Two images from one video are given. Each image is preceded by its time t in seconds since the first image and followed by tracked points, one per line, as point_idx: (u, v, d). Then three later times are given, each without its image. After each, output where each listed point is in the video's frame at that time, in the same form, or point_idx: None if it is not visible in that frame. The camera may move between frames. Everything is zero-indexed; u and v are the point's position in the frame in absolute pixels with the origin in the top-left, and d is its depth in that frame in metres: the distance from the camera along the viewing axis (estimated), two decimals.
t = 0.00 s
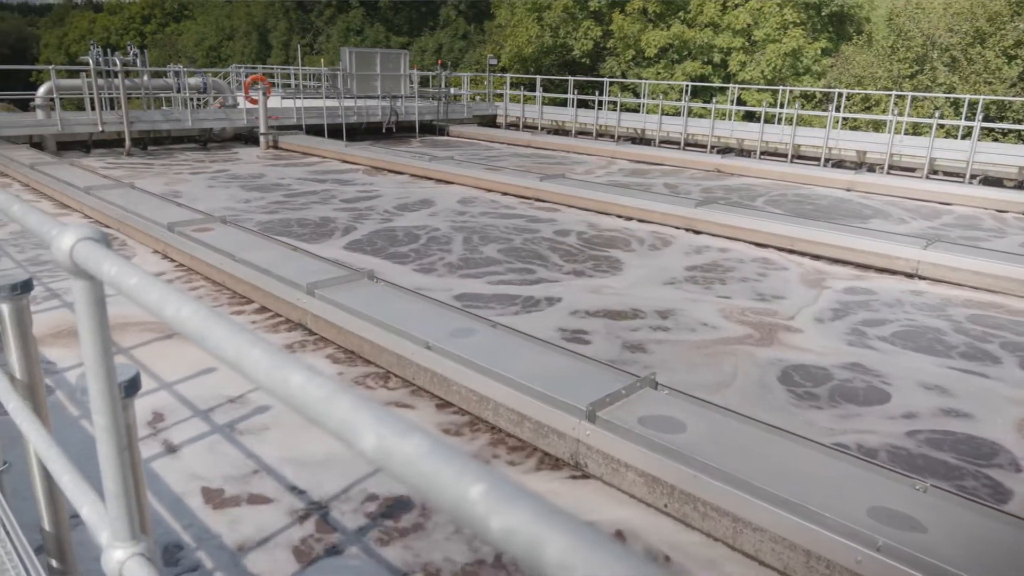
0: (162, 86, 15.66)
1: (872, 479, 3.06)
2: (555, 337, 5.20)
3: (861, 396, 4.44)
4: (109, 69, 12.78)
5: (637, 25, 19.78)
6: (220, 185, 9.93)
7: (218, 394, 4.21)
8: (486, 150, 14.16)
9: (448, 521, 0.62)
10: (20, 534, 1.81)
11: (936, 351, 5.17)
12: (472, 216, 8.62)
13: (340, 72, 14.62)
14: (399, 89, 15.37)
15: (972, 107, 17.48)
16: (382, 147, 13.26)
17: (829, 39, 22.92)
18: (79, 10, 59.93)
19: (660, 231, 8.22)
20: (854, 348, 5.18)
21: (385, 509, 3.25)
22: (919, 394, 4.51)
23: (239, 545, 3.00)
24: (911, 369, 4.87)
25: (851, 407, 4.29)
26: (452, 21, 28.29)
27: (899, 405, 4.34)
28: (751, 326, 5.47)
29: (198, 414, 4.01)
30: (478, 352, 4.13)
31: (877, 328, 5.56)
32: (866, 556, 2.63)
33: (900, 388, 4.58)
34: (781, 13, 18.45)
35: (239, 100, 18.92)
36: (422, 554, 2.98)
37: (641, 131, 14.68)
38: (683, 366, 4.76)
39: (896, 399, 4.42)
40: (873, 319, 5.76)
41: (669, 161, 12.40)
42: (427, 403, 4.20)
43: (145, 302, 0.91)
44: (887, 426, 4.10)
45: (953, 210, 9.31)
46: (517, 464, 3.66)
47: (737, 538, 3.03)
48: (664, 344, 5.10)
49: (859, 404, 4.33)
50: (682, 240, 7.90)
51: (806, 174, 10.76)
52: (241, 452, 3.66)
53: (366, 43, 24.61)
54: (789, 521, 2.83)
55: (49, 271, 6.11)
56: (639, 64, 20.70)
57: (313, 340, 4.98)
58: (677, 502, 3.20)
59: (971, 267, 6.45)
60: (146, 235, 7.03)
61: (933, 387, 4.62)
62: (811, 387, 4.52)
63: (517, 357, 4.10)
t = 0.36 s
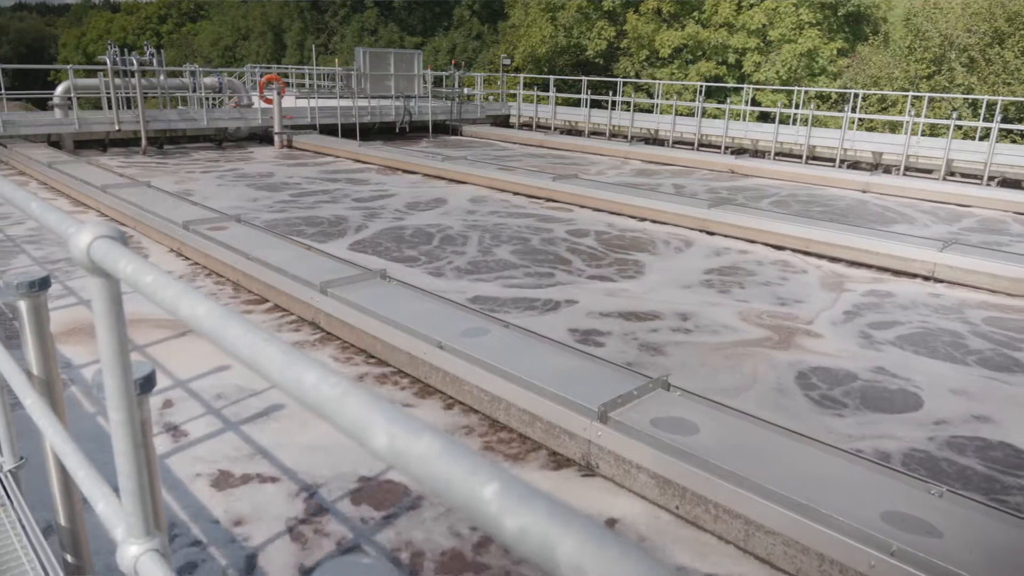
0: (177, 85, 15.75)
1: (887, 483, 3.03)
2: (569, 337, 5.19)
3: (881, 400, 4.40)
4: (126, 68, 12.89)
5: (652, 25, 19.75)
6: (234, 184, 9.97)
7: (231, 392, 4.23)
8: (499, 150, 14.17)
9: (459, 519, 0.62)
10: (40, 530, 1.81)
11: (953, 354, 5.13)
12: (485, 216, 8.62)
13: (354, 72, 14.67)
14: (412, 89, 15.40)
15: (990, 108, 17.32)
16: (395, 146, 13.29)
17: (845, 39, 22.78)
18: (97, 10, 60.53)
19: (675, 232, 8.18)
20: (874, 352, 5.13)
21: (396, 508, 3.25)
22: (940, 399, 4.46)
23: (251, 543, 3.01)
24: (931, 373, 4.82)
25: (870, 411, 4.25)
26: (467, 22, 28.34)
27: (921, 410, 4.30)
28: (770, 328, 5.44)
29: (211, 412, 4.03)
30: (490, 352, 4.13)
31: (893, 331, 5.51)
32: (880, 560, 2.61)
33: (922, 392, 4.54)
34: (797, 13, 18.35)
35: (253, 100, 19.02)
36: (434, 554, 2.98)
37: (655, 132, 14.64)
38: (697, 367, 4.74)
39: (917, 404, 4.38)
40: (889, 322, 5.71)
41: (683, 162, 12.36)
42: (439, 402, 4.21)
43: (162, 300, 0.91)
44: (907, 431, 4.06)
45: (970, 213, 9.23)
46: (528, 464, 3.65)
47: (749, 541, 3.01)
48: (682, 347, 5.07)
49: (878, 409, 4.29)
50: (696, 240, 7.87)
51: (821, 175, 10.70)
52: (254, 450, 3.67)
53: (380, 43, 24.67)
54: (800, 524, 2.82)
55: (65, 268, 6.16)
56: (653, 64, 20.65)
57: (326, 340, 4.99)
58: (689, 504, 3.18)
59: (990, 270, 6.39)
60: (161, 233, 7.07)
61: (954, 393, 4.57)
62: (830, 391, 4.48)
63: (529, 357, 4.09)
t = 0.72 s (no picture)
0: (190, 85, 15.83)
1: (899, 486, 3.01)
2: (579, 338, 5.19)
3: (897, 404, 4.36)
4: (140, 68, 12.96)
5: (663, 25, 19.69)
6: (247, 184, 10.01)
7: (242, 391, 4.25)
8: (510, 150, 14.16)
9: (470, 519, 0.62)
10: (51, 525, 1.86)
11: (968, 358, 5.09)
12: (496, 216, 8.62)
13: (365, 72, 14.71)
14: (424, 89, 15.42)
15: (1005, 109, 17.18)
16: (406, 146, 13.31)
17: (859, 39, 22.66)
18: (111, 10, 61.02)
19: (688, 232, 8.15)
20: (891, 355, 5.10)
21: (405, 507, 3.25)
22: (956, 404, 4.42)
23: (261, 540, 3.02)
24: (948, 377, 4.78)
25: (885, 415, 4.23)
26: (478, 22, 28.39)
27: (935, 415, 4.27)
28: (786, 331, 5.40)
29: (223, 410, 4.05)
30: (500, 351, 4.14)
31: (906, 334, 5.48)
32: (892, 564, 2.60)
33: (939, 397, 4.50)
34: (810, 12, 18.26)
35: (265, 100, 19.10)
36: (442, 555, 2.98)
37: (666, 132, 14.60)
38: (708, 369, 4.73)
39: (934, 409, 4.35)
40: (903, 324, 5.68)
41: (694, 162, 12.32)
42: (449, 402, 4.21)
43: (175, 297, 0.92)
44: (925, 436, 4.03)
45: (985, 214, 9.15)
46: (537, 464, 3.65)
47: (759, 544, 3.00)
48: (696, 348, 5.05)
49: (895, 413, 4.26)
50: (707, 241, 7.84)
51: (833, 176, 10.65)
52: (265, 448, 3.68)
53: (392, 43, 24.73)
54: (811, 527, 2.80)
55: (79, 266, 6.21)
56: (665, 64, 20.61)
57: (338, 339, 5.00)
58: (699, 506, 3.17)
59: (1005, 272, 6.34)
60: (174, 232, 7.11)
61: (972, 397, 4.52)
62: (846, 394, 4.45)
63: (539, 357, 4.10)
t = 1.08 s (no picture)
0: (201, 84, 15.89)
1: (910, 489, 3.00)
2: (588, 339, 5.18)
3: (912, 409, 4.33)
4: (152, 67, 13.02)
5: (674, 25, 19.65)
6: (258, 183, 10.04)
7: (251, 389, 4.26)
8: (520, 150, 14.16)
9: (480, 519, 0.62)
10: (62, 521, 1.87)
11: (981, 361, 5.06)
12: (506, 216, 8.62)
13: (376, 72, 14.73)
14: (433, 89, 15.44)
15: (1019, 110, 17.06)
16: (416, 146, 13.33)
17: (871, 39, 22.56)
18: (123, 10, 61.40)
19: (700, 234, 8.11)
20: (906, 360, 5.06)
21: (414, 507, 3.25)
22: (972, 409, 4.39)
23: (271, 537, 3.03)
24: (964, 382, 4.74)
25: (896, 418, 4.21)
26: (488, 22, 28.41)
27: (946, 418, 4.25)
28: (796, 333, 5.38)
29: (233, 408, 4.07)
30: (509, 352, 4.14)
31: (917, 337, 5.45)
32: (902, 568, 2.59)
33: (954, 401, 4.47)
34: (821, 13, 18.18)
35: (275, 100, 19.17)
36: (451, 554, 2.98)
37: (676, 133, 14.58)
38: (717, 370, 4.72)
39: (949, 414, 4.31)
40: (914, 327, 5.65)
41: (705, 163, 12.28)
42: (457, 402, 4.21)
43: (186, 296, 0.92)
44: (940, 441, 3.99)
45: (998, 216, 9.10)
46: (545, 464, 3.65)
47: (768, 546, 2.99)
48: (706, 350, 5.04)
49: (909, 417, 4.23)
50: (718, 242, 7.82)
51: (844, 177, 10.60)
52: (275, 447, 3.69)
53: (403, 43, 24.78)
54: (821, 530, 2.79)
55: (91, 264, 6.24)
56: (676, 65, 20.58)
57: (347, 338, 5.02)
58: (708, 508, 3.16)
59: (1018, 275, 6.30)
60: (185, 231, 7.14)
61: (988, 402, 4.48)
62: (860, 398, 4.41)
63: (548, 357, 4.09)
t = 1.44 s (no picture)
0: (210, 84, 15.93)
1: (919, 493, 2.97)
2: (596, 340, 5.18)
3: (927, 414, 4.30)
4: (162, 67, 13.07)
5: (683, 26, 19.61)
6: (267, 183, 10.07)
7: (258, 388, 4.27)
8: (528, 150, 14.16)
9: (487, 518, 0.62)
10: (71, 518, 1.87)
11: (991, 363, 5.04)
12: (514, 216, 8.62)
13: (384, 72, 14.75)
14: (442, 89, 15.45)
15: None
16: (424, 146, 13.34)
17: (881, 40, 22.47)
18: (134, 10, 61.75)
19: (710, 235, 8.09)
20: (921, 364, 5.02)
21: (421, 507, 3.25)
22: (987, 413, 4.35)
23: (278, 536, 3.03)
24: (980, 386, 4.70)
25: (905, 421, 4.19)
26: (496, 22, 28.42)
27: (956, 422, 4.23)
28: (806, 335, 5.37)
29: (241, 406, 4.08)
30: (516, 352, 4.14)
31: (927, 339, 5.43)
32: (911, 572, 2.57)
33: (971, 406, 4.43)
34: (831, 13, 18.10)
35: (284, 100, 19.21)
36: (458, 554, 2.98)
37: (684, 133, 14.55)
38: (726, 372, 4.70)
39: (964, 419, 4.28)
40: (924, 330, 5.62)
41: (714, 164, 12.25)
42: (464, 402, 4.21)
43: (197, 295, 0.92)
44: (952, 445, 3.97)
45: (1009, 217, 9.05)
46: (552, 465, 3.65)
47: (775, 548, 2.97)
48: (715, 351, 5.03)
49: (919, 421, 4.21)
50: (726, 243, 7.80)
51: (854, 178, 10.55)
52: (284, 446, 3.71)
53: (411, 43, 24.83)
54: (829, 532, 2.77)
55: (101, 263, 6.27)
56: (684, 65, 20.55)
57: (355, 338, 5.03)
58: (715, 509, 3.15)
59: None
60: (194, 230, 7.17)
61: (1003, 406, 4.45)
62: (872, 402, 4.39)
63: (555, 358, 4.09)
